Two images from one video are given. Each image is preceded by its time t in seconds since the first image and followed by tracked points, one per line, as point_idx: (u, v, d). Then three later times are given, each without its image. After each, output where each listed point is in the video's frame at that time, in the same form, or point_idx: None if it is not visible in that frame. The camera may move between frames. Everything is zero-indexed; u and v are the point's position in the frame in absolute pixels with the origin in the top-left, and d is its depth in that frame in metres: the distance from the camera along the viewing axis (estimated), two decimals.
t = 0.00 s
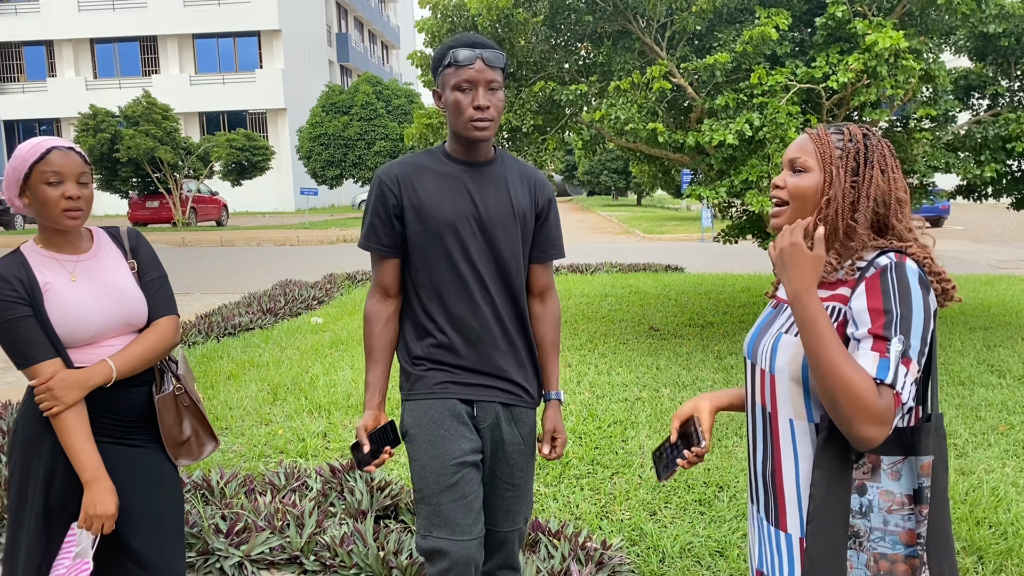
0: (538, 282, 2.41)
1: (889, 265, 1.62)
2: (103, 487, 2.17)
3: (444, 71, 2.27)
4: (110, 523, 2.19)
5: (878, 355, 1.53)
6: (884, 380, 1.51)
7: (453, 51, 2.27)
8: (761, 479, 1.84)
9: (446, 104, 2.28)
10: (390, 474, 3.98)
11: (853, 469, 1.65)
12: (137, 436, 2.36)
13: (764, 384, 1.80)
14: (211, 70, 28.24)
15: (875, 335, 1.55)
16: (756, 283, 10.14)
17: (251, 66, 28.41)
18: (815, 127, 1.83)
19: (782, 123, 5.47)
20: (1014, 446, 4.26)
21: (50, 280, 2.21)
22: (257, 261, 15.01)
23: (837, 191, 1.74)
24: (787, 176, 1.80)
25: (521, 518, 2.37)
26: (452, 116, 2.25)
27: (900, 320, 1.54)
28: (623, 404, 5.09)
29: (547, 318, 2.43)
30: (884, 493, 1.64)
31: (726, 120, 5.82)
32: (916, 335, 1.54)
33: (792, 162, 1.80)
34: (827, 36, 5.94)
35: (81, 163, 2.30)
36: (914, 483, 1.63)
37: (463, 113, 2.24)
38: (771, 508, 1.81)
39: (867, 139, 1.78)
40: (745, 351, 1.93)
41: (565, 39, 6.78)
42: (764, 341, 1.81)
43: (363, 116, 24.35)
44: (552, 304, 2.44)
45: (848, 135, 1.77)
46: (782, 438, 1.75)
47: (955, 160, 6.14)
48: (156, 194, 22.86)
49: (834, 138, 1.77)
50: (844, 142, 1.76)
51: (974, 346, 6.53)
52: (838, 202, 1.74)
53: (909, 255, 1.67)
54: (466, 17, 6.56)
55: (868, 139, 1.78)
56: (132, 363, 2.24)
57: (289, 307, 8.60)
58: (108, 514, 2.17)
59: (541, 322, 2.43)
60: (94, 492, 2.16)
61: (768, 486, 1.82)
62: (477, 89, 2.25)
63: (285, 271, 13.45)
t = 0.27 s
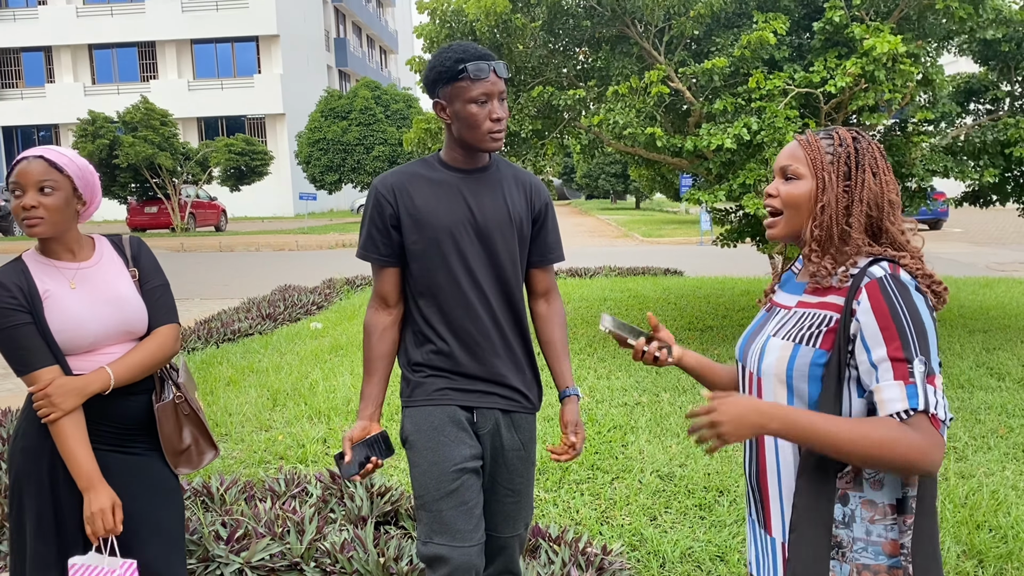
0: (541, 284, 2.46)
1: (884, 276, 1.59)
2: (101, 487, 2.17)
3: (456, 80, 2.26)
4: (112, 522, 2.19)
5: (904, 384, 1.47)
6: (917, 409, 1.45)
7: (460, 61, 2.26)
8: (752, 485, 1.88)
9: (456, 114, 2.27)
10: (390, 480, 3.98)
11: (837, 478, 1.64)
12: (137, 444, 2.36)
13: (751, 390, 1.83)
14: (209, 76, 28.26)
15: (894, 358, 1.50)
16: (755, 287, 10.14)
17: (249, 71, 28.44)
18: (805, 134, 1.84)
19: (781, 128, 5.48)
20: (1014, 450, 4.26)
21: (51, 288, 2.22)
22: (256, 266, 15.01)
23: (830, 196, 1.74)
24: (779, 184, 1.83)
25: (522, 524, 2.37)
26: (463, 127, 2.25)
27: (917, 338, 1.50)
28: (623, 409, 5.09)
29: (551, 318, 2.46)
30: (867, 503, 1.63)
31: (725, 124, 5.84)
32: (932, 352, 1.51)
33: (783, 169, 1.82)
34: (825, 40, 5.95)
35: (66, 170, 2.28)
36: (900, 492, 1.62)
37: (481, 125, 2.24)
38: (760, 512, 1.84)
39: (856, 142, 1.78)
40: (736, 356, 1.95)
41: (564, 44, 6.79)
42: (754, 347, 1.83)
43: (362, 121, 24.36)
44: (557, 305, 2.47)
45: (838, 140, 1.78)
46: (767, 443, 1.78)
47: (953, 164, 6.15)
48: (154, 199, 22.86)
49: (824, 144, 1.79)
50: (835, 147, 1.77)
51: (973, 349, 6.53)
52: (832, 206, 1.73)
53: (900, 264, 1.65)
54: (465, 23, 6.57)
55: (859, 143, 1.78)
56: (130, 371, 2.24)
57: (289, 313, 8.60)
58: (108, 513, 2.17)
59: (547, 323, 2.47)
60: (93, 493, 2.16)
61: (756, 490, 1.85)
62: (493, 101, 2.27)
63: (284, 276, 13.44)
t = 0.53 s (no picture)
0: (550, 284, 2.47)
1: (882, 286, 1.58)
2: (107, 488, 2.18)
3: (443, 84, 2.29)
4: (119, 522, 2.20)
5: (919, 399, 1.50)
6: (937, 421, 1.49)
7: (448, 65, 2.30)
8: (749, 500, 1.84)
9: (444, 119, 2.30)
10: (390, 485, 3.98)
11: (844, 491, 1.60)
12: (135, 450, 2.36)
13: (747, 401, 1.79)
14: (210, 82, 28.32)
15: (905, 371, 1.52)
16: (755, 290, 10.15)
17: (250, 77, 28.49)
18: (798, 138, 1.84)
19: (780, 132, 5.49)
20: (1015, 453, 4.25)
21: (47, 295, 2.23)
22: (257, 271, 15.02)
23: (827, 204, 1.75)
24: (775, 188, 1.82)
25: (522, 528, 2.37)
26: (451, 130, 2.27)
27: (925, 349, 1.53)
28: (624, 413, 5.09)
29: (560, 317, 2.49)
30: (872, 512, 1.62)
31: (725, 129, 5.85)
32: (941, 361, 1.54)
33: (780, 173, 1.81)
34: (824, 45, 5.97)
35: (60, 176, 2.28)
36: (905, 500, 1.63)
37: (468, 128, 2.26)
38: (761, 527, 1.80)
39: (852, 149, 1.79)
40: (725, 366, 1.92)
41: (563, 49, 6.81)
42: (746, 352, 1.80)
43: (362, 126, 24.41)
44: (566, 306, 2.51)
45: (834, 146, 1.79)
46: (768, 455, 1.75)
47: (953, 167, 6.16)
48: (155, 205, 22.90)
49: (820, 149, 1.79)
50: (832, 153, 1.78)
51: (974, 352, 6.54)
52: (829, 214, 1.75)
53: (900, 272, 1.67)
54: (465, 28, 6.59)
55: (854, 149, 1.80)
56: (127, 376, 2.24)
57: (290, 318, 8.60)
58: (114, 513, 2.18)
59: (560, 322, 2.49)
60: (98, 494, 2.17)
61: (756, 504, 1.81)
62: (480, 104, 2.29)
63: (285, 281, 13.46)
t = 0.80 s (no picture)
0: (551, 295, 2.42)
1: (894, 295, 1.58)
2: (102, 505, 2.17)
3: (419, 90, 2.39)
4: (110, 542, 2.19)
5: (920, 412, 1.53)
6: (936, 434, 1.53)
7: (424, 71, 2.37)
8: (755, 510, 1.84)
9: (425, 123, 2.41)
10: (391, 491, 3.97)
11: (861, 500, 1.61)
12: (134, 457, 2.35)
13: (753, 410, 1.78)
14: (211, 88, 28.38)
15: (909, 383, 1.54)
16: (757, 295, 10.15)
17: (251, 83, 28.55)
18: (796, 143, 1.83)
19: (781, 136, 5.49)
20: (1018, 457, 4.24)
21: (44, 303, 2.22)
22: (258, 277, 15.03)
23: (836, 207, 1.75)
24: (780, 193, 1.79)
25: (521, 535, 2.36)
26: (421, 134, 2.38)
27: (930, 361, 1.54)
28: (625, 418, 5.07)
29: (563, 332, 2.46)
30: (884, 520, 1.63)
31: (726, 134, 5.85)
32: (945, 373, 1.56)
33: (785, 179, 1.79)
34: (824, 49, 5.97)
35: (55, 183, 2.28)
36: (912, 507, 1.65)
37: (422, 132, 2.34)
38: (770, 537, 1.80)
39: (850, 152, 1.81)
40: (722, 376, 1.91)
41: (564, 54, 6.81)
42: (751, 360, 1.79)
43: (363, 132, 24.45)
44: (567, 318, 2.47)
45: (834, 149, 1.80)
46: (777, 467, 1.75)
47: (953, 171, 6.16)
48: (156, 211, 22.92)
49: (822, 153, 1.79)
50: (834, 156, 1.79)
51: (975, 356, 6.53)
52: (837, 218, 1.75)
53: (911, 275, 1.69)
54: (465, 32, 6.60)
55: (852, 152, 1.81)
56: (126, 383, 2.24)
57: (291, 324, 8.60)
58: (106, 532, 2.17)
59: (557, 336, 2.47)
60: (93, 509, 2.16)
61: (763, 514, 1.82)
62: (430, 106, 2.30)
63: (285, 287, 13.46)
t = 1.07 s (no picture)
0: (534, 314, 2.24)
1: (896, 297, 1.58)
2: (100, 514, 2.17)
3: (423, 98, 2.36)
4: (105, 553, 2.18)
5: (917, 416, 1.53)
6: (932, 439, 1.51)
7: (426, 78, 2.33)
8: (761, 522, 1.83)
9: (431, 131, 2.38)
10: (393, 497, 3.97)
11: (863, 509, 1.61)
12: (135, 464, 2.35)
13: (761, 418, 1.76)
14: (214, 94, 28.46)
15: (907, 388, 1.54)
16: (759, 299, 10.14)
17: (253, 89, 28.62)
18: (794, 148, 1.84)
19: (783, 141, 5.49)
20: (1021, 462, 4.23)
21: (44, 310, 2.22)
22: (261, 282, 15.04)
23: (830, 213, 1.75)
24: (775, 200, 1.80)
25: (515, 542, 2.34)
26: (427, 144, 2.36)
27: (931, 367, 1.54)
28: (627, 424, 5.07)
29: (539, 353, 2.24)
30: (882, 527, 1.64)
31: (728, 138, 5.85)
32: (947, 380, 1.55)
33: (780, 185, 1.80)
34: (825, 54, 5.97)
35: (55, 190, 2.29)
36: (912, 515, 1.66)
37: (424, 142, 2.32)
38: (778, 547, 1.79)
39: (848, 157, 1.81)
40: (728, 385, 1.90)
41: (565, 59, 6.83)
42: (756, 369, 1.78)
43: (365, 137, 24.49)
44: (546, 339, 2.26)
45: (831, 154, 1.80)
46: (784, 473, 1.73)
47: (955, 175, 6.16)
48: (159, 217, 22.98)
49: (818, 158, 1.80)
50: (830, 161, 1.79)
51: (979, 360, 6.52)
52: (832, 224, 1.75)
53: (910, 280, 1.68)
54: (467, 38, 6.61)
55: (850, 157, 1.81)
56: (126, 390, 2.24)
57: (293, 329, 8.61)
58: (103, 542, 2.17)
59: (534, 359, 2.25)
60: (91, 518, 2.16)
61: (769, 524, 1.80)
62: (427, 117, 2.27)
63: (288, 292, 13.47)
